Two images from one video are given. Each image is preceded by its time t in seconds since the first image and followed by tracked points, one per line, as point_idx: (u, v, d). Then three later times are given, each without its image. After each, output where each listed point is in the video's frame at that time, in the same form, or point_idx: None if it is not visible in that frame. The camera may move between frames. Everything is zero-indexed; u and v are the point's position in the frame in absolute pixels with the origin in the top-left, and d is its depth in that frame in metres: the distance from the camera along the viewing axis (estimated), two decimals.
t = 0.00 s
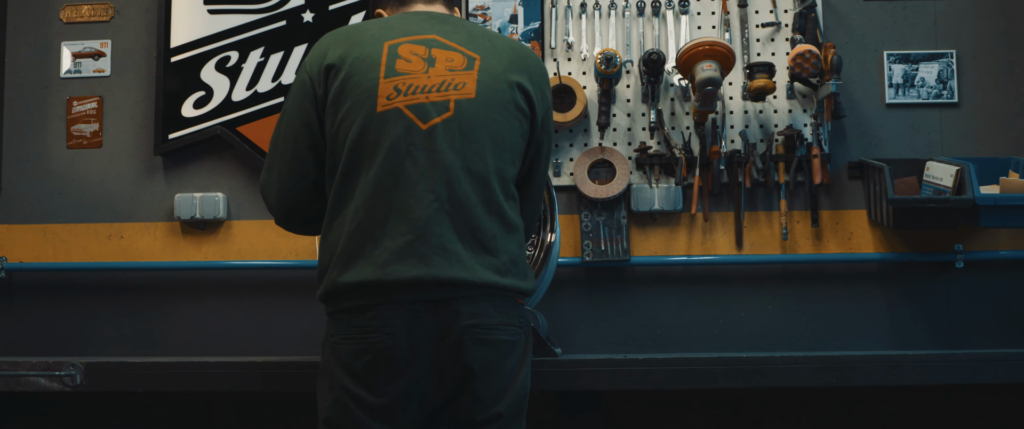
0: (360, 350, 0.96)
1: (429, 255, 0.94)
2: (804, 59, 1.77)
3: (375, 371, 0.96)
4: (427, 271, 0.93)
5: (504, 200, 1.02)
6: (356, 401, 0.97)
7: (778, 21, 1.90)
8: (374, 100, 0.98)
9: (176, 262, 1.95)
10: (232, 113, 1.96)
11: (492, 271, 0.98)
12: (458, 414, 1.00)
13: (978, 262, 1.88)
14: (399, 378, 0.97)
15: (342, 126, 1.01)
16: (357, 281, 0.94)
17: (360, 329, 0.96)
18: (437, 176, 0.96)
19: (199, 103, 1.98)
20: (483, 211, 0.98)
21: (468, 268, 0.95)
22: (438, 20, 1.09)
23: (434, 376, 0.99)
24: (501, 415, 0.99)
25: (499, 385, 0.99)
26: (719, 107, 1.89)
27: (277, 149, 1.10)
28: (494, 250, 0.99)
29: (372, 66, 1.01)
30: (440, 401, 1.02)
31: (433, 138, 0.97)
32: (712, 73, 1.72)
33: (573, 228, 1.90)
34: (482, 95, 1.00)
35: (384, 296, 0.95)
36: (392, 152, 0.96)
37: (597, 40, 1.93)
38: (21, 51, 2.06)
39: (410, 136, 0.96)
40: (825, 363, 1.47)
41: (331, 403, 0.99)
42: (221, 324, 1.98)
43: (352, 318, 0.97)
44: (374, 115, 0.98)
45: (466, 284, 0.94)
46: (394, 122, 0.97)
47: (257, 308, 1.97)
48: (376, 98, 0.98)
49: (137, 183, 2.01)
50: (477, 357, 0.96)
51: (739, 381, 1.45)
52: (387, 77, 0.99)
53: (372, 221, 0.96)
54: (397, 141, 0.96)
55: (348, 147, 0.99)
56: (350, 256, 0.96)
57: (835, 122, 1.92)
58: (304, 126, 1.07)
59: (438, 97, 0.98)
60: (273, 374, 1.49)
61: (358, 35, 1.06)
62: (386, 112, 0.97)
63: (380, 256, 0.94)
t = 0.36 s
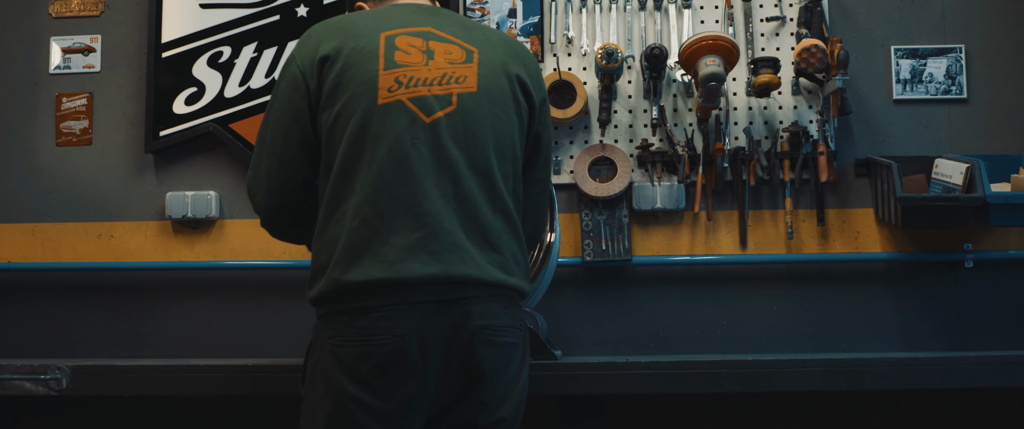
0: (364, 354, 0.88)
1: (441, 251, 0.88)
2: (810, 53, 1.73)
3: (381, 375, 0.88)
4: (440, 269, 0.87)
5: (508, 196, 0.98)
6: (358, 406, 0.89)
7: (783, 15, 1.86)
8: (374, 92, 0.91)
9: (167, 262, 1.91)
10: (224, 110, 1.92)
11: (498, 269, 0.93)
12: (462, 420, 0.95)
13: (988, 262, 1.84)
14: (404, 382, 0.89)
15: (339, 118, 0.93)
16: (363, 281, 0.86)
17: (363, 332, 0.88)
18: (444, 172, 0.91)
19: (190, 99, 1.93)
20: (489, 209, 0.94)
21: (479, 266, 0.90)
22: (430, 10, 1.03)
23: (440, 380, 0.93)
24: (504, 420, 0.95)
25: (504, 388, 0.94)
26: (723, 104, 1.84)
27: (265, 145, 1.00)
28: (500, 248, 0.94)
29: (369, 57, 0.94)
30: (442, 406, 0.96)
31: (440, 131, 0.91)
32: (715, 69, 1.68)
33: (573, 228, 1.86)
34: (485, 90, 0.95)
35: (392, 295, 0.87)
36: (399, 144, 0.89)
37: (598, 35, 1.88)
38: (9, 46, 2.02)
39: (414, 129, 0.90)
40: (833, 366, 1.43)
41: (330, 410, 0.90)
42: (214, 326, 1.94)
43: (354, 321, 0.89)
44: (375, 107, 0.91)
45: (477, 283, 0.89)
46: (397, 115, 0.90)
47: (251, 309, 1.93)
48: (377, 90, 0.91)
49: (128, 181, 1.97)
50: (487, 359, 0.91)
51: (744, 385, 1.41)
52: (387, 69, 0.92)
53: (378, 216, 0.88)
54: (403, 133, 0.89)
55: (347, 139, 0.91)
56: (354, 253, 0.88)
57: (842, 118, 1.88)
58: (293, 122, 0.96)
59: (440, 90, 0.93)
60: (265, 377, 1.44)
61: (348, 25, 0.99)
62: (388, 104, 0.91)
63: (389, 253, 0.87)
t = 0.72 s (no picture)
0: (345, 362, 0.81)
1: (426, 255, 0.83)
2: (819, 48, 1.69)
3: (364, 384, 0.81)
4: (426, 275, 0.82)
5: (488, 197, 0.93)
6: (337, 415, 0.82)
7: (790, 9, 1.81)
8: (351, 90, 0.85)
9: (160, 263, 1.86)
10: (217, 106, 1.88)
11: (479, 273, 0.88)
12: None
13: (1000, 262, 1.79)
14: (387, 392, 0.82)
15: (314, 116, 0.86)
16: (347, 288, 0.80)
17: (345, 338, 0.81)
18: (424, 173, 0.86)
19: (183, 96, 1.89)
20: (469, 209, 0.89)
21: (462, 270, 0.86)
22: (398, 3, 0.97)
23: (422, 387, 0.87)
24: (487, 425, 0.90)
25: (485, 393, 0.89)
26: (728, 100, 1.80)
27: (230, 145, 0.86)
28: (481, 249, 0.90)
29: (344, 53, 0.87)
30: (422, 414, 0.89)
31: (421, 131, 0.86)
32: (721, 64, 1.63)
33: (575, 227, 1.81)
34: (463, 87, 0.91)
35: (375, 301, 0.81)
36: (382, 143, 0.83)
37: (600, 29, 1.84)
38: None
39: (394, 130, 0.85)
40: (844, 370, 1.38)
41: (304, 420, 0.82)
42: (208, 327, 1.89)
43: (333, 328, 0.82)
44: (353, 106, 0.85)
45: (461, 287, 0.85)
46: (377, 114, 0.84)
47: (245, 310, 1.89)
48: (354, 87, 0.85)
49: (120, 180, 1.93)
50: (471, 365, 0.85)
51: (752, 389, 1.36)
52: (364, 65, 0.86)
53: (359, 219, 0.82)
54: (385, 133, 0.84)
55: (325, 139, 0.85)
56: (336, 258, 0.81)
57: (850, 115, 1.83)
58: (266, 117, 0.87)
59: (418, 87, 0.87)
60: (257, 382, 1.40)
61: (317, 19, 0.91)
62: (366, 103, 0.85)
63: (373, 258, 0.81)
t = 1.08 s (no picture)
0: (284, 373, 0.72)
1: (369, 263, 0.75)
2: (829, 41, 1.64)
3: (303, 397, 0.73)
4: (366, 286, 0.74)
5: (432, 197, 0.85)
6: None
7: (799, 2, 1.77)
8: (288, 91, 0.77)
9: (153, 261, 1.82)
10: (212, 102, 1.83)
11: (424, 279, 0.81)
12: None
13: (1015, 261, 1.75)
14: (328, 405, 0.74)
15: (252, 114, 0.77)
16: (291, 298, 0.72)
17: (285, 347, 0.73)
18: (365, 174, 0.78)
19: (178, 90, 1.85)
20: (412, 211, 0.81)
21: (407, 278, 0.78)
22: None
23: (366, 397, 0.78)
24: None
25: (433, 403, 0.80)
26: (736, 95, 1.75)
27: (162, 145, 0.75)
28: (427, 255, 0.82)
29: (277, 48, 0.78)
30: None
31: (363, 130, 0.78)
32: (728, 58, 1.59)
33: (579, 224, 1.77)
34: (404, 82, 0.82)
35: (318, 310, 0.73)
36: (322, 143, 0.75)
37: (604, 22, 1.79)
38: None
39: (335, 129, 0.76)
40: (858, 372, 1.33)
41: None
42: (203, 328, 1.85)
43: (271, 337, 0.73)
44: (289, 106, 0.76)
45: (406, 295, 0.77)
46: (317, 115, 0.76)
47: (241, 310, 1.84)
48: (291, 88, 0.77)
49: (113, 176, 1.88)
50: (412, 380, 0.77)
51: (763, 391, 1.32)
52: (301, 62, 0.78)
53: (298, 224, 0.74)
54: (325, 133, 0.75)
55: (261, 142, 0.76)
56: (273, 268, 0.73)
57: (860, 110, 1.79)
58: (201, 114, 0.76)
59: (357, 85, 0.79)
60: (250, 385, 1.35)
61: (247, 11, 0.82)
62: (305, 103, 0.76)
63: (312, 267, 0.73)
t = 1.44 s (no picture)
0: (234, 374, 0.69)
1: (301, 247, 0.72)
2: (841, 32, 1.60)
3: (257, 399, 0.70)
4: (294, 283, 0.71)
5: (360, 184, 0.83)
6: None
7: None
8: (209, 81, 0.73)
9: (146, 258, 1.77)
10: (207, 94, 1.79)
11: (353, 264, 0.79)
12: None
13: None
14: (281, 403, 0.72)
15: (171, 107, 0.73)
16: (218, 298, 0.69)
17: (232, 346, 0.70)
18: (296, 164, 0.75)
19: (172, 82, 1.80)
20: (343, 200, 0.79)
21: (338, 264, 0.76)
22: None
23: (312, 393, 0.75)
24: None
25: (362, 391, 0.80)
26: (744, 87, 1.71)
27: (73, 143, 0.70)
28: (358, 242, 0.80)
29: (195, 38, 0.74)
30: None
31: (293, 118, 0.75)
32: (737, 49, 1.54)
33: (583, 221, 1.73)
34: (330, 67, 0.79)
35: (253, 304, 0.70)
36: (253, 133, 0.72)
37: (610, 12, 1.74)
38: None
39: (264, 119, 0.73)
40: (874, 371, 1.29)
41: None
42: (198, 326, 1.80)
43: (211, 339, 0.70)
44: (213, 97, 0.73)
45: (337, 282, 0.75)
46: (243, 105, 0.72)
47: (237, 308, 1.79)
48: (213, 78, 0.73)
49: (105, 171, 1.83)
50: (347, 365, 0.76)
51: (776, 391, 1.27)
52: (221, 50, 0.74)
53: (226, 218, 0.70)
54: (252, 121, 0.72)
55: (184, 135, 0.72)
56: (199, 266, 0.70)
57: (872, 103, 1.74)
58: (114, 110, 0.72)
59: (281, 71, 0.76)
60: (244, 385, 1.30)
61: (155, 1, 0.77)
62: (231, 92, 0.73)
63: (237, 261, 0.70)
